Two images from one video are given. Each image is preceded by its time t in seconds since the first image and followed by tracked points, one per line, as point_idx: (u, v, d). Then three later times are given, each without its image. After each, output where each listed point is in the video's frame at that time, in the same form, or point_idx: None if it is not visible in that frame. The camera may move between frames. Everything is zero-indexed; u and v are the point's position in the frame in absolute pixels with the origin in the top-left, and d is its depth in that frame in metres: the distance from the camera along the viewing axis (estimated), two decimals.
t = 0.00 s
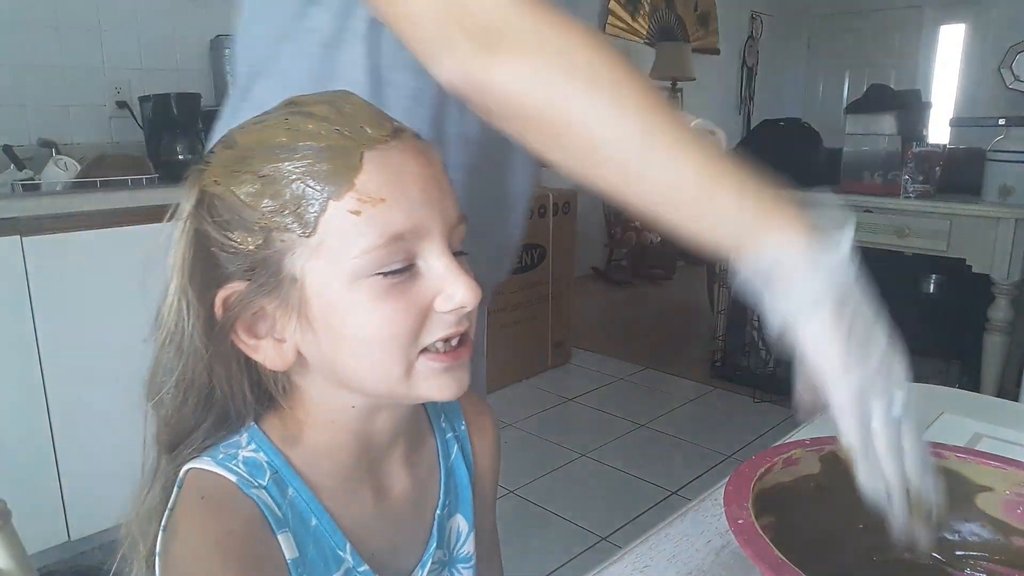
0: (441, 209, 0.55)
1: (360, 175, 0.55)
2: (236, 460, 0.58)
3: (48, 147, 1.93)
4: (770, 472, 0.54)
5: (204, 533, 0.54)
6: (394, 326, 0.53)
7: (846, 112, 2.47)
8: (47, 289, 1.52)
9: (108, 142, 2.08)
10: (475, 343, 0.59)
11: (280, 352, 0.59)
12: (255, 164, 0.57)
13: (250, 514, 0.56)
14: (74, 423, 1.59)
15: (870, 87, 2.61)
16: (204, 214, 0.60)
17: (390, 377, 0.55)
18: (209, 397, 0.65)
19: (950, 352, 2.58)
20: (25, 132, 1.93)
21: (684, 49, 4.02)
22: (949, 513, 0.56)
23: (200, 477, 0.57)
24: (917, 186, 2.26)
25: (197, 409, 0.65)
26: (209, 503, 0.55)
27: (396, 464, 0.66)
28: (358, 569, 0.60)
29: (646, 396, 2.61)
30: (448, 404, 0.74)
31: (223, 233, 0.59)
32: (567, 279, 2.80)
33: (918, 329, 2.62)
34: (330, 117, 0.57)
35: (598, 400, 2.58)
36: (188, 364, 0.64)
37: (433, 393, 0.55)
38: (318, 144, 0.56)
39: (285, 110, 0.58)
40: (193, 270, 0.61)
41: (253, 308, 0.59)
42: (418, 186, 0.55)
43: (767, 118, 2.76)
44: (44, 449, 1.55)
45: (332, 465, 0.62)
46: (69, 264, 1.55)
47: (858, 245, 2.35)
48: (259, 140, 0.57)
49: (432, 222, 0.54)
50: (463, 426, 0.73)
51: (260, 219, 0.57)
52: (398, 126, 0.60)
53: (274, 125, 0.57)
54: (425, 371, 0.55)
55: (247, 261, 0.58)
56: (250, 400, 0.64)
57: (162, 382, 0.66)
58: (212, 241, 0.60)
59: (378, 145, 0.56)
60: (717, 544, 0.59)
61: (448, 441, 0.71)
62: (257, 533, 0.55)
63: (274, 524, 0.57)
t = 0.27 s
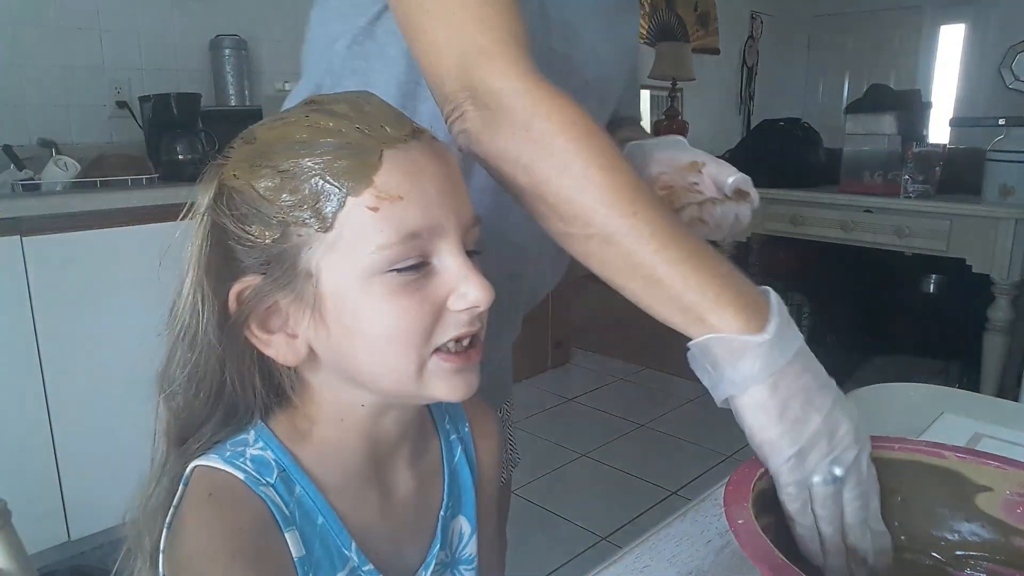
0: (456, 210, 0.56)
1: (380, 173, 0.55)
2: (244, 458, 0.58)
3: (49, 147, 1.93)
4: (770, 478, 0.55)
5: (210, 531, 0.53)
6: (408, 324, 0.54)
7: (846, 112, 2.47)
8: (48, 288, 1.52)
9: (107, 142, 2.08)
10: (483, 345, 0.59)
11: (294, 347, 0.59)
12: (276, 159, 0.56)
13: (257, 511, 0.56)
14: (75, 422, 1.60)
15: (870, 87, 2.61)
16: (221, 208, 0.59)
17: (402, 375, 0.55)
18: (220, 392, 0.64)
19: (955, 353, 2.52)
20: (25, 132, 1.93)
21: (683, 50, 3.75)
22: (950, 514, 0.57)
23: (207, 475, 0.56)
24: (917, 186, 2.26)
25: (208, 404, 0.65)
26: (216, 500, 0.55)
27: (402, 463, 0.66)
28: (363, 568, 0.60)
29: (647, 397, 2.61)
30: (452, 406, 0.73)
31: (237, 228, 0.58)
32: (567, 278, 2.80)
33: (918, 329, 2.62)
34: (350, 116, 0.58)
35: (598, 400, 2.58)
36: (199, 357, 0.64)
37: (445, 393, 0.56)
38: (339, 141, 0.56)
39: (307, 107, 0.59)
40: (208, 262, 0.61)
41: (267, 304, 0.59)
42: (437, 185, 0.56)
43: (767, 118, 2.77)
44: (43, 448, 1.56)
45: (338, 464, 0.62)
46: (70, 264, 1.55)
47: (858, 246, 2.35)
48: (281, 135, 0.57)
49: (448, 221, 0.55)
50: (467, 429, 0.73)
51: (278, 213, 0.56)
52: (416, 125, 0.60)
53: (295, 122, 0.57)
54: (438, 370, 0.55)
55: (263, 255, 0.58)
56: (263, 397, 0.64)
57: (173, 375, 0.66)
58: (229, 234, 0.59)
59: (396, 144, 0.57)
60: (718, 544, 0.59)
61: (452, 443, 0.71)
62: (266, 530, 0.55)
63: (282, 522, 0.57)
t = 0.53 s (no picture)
0: (454, 209, 0.56)
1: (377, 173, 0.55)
2: (242, 460, 0.58)
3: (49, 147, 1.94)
4: (768, 473, 0.54)
5: (206, 532, 0.53)
6: (408, 323, 0.54)
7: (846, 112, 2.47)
8: (48, 288, 1.53)
9: (107, 142, 2.08)
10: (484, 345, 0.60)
11: (293, 347, 0.59)
12: (274, 159, 0.56)
13: (254, 512, 0.56)
14: (75, 423, 1.60)
15: (870, 87, 2.60)
16: (220, 208, 0.59)
17: (401, 374, 0.55)
18: (218, 393, 0.64)
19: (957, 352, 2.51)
20: (26, 132, 1.94)
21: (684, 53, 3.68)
22: (948, 513, 0.57)
23: (205, 476, 0.57)
24: (917, 186, 2.26)
25: (205, 405, 0.65)
26: (214, 501, 0.55)
27: (402, 464, 0.66)
28: (361, 569, 0.60)
29: (647, 397, 2.61)
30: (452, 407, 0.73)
31: (238, 229, 0.58)
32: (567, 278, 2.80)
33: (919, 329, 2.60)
34: (348, 116, 0.58)
35: (598, 400, 2.58)
36: (199, 358, 0.64)
37: (444, 392, 0.56)
38: (337, 141, 0.56)
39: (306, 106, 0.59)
40: (208, 263, 0.61)
41: (267, 304, 0.59)
42: (435, 183, 0.56)
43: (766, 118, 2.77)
44: (44, 449, 1.56)
45: (337, 464, 0.62)
46: (70, 264, 1.56)
47: (858, 246, 2.35)
48: (279, 135, 0.57)
49: (447, 219, 0.55)
50: (467, 430, 0.73)
51: (276, 213, 0.56)
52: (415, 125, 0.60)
53: (294, 121, 0.57)
54: (438, 370, 0.56)
55: (261, 256, 0.58)
56: (260, 398, 0.64)
57: (174, 376, 0.66)
58: (227, 235, 0.59)
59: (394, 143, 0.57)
60: (718, 544, 0.59)
61: (451, 444, 0.71)
62: (264, 532, 0.55)
63: (279, 524, 0.57)
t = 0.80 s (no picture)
0: (447, 205, 0.56)
1: (368, 170, 0.55)
2: (239, 459, 0.58)
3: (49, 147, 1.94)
4: (766, 467, 0.53)
5: (203, 531, 0.53)
6: (401, 319, 0.54)
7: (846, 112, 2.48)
8: (48, 289, 1.53)
9: (107, 142, 2.08)
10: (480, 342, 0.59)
11: (288, 345, 0.59)
12: (266, 157, 0.56)
13: (250, 512, 0.56)
14: (75, 423, 1.61)
15: (870, 87, 2.61)
16: (214, 207, 0.59)
17: (395, 371, 0.55)
18: (216, 391, 0.64)
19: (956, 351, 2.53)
20: (26, 132, 1.94)
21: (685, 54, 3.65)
22: (948, 511, 0.57)
23: (202, 475, 0.57)
24: (917, 186, 2.26)
25: (203, 403, 0.65)
26: (210, 500, 0.55)
27: (399, 463, 0.66)
28: (357, 569, 0.60)
29: (647, 397, 2.61)
30: (450, 406, 0.73)
31: (232, 227, 0.59)
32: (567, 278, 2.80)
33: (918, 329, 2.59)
34: (340, 113, 0.58)
35: (598, 400, 2.58)
36: (197, 358, 0.64)
37: (440, 389, 0.56)
38: (329, 138, 0.56)
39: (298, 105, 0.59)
40: (204, 262, 0.61)
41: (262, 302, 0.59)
42: (428, 180, 0.56)
43: (767, 118, 2.77)
44: (45, 449, 1.57)
45: (334, 463, 0.62)
46: (70, 264, 1.56)
47: (858, 246, 2.35)
48: (272, 134, 0.57)
49: (440, 215, 0.55)
50: (465, 429, 0.73)
51: (270, 211, 0.56)
52: (408, 122, 0.60)
53: (286, 120, 0.57)
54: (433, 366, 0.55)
55: (256, 254, 0.58)
56: (257, 398, 0.64)
57: (172, 375, 0.66)
58: (222, 234, 0.59)
59: (385, 140, 0.57)
60: (717, 544, 0.59)
61: (449, 443, 0.71)
62: (260, 531, 0.55)
63: (275, 523, 0.57)
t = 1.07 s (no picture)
0: (445, 201, 0.56)
1: (365, 165, 0.55)
2: (235, 456, 0.58)
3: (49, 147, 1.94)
4: (765, 467, 0.53)
5: (202, 531, 0.54)
6: (396, 314, 0.53)
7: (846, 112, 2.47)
8: (48, 289, 1.53)
9: (107, 142, 2.08)
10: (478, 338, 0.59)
11: (285, 340, 0.59)
12: (265, 152, 0.57)
13: (247, 509, 0.56)
14: (75, 423, 1.61)
15: (870, 87, 2.61)
16: (214, 202, 0.59)
17: (391, 366, 0.55)
18: (214, 386, 0.64)
19: (954, 351, 2.54)
20: (26, 132, 1.94)
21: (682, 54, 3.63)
22: (947, 511, 0.57)
23: (199, 474, 0.57)
24: (917, 186, 2.28)
25: (201, 399, 0.65)
26: (209, 498, 0.55)
27: (396, 462, 0.66)
28: (351, 566, 0.60)
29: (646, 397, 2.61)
30: (447, 406, 0.73)
31: (231, 222, 0.59)
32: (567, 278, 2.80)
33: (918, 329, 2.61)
34: (339, 110, 0.58)
35: (598, 400, 2.58)
36: (195, 353, 0.64)
37: (437, 383, 0.55)
38: (327, 134, 0.56)
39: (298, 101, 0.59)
40: (204, 258, 0.61)
41: (260, 298, 0.59)
42: (425, 175, 0.56)
43: (766, 118, 2.77)
44: (44, 449, 1.57)
45: (330, 462, 0.62)
46: (70, 264, 1.56)
47: (858, 245, 2.35)
48: (271, 130, 0.57)
49: (437, 210, 0.55)
50: (461, 429, 0.73)
51: (268, 206, 0.56)
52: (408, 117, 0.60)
53: (285, 116, 0.58)
54: (429, 361, 0.55)
55: (253, 249, 0.58)
56: (254, 396, 0.64)
57: (170, 370, 0.66)
58: (221, 229, 0.59)
59: (383, 136, 0.56)
60: (717, 543, 0.59)
61: (444, 443, 0.71)
62: (257, 529, 0.55)
63: (271, 518, 0.57)
